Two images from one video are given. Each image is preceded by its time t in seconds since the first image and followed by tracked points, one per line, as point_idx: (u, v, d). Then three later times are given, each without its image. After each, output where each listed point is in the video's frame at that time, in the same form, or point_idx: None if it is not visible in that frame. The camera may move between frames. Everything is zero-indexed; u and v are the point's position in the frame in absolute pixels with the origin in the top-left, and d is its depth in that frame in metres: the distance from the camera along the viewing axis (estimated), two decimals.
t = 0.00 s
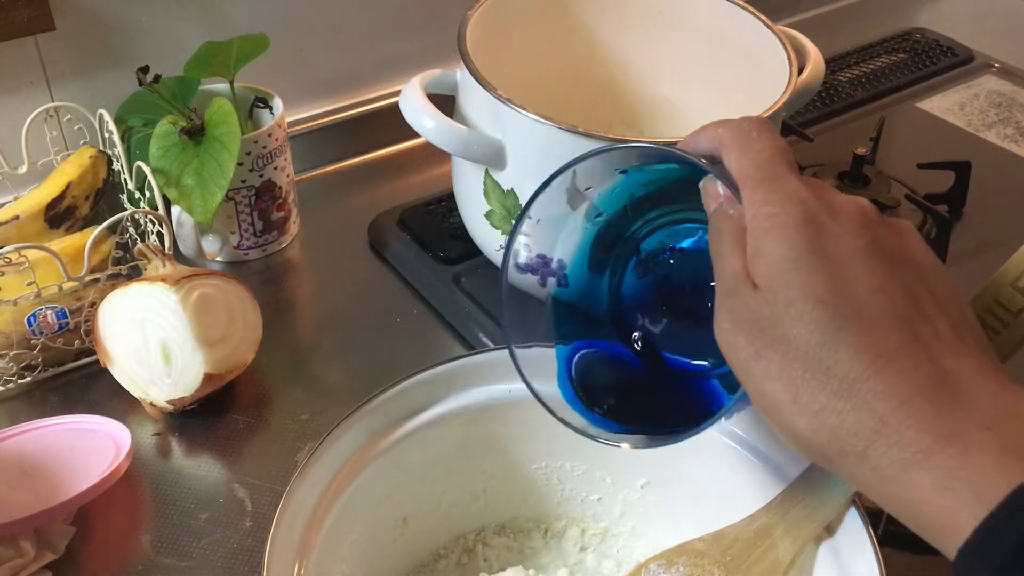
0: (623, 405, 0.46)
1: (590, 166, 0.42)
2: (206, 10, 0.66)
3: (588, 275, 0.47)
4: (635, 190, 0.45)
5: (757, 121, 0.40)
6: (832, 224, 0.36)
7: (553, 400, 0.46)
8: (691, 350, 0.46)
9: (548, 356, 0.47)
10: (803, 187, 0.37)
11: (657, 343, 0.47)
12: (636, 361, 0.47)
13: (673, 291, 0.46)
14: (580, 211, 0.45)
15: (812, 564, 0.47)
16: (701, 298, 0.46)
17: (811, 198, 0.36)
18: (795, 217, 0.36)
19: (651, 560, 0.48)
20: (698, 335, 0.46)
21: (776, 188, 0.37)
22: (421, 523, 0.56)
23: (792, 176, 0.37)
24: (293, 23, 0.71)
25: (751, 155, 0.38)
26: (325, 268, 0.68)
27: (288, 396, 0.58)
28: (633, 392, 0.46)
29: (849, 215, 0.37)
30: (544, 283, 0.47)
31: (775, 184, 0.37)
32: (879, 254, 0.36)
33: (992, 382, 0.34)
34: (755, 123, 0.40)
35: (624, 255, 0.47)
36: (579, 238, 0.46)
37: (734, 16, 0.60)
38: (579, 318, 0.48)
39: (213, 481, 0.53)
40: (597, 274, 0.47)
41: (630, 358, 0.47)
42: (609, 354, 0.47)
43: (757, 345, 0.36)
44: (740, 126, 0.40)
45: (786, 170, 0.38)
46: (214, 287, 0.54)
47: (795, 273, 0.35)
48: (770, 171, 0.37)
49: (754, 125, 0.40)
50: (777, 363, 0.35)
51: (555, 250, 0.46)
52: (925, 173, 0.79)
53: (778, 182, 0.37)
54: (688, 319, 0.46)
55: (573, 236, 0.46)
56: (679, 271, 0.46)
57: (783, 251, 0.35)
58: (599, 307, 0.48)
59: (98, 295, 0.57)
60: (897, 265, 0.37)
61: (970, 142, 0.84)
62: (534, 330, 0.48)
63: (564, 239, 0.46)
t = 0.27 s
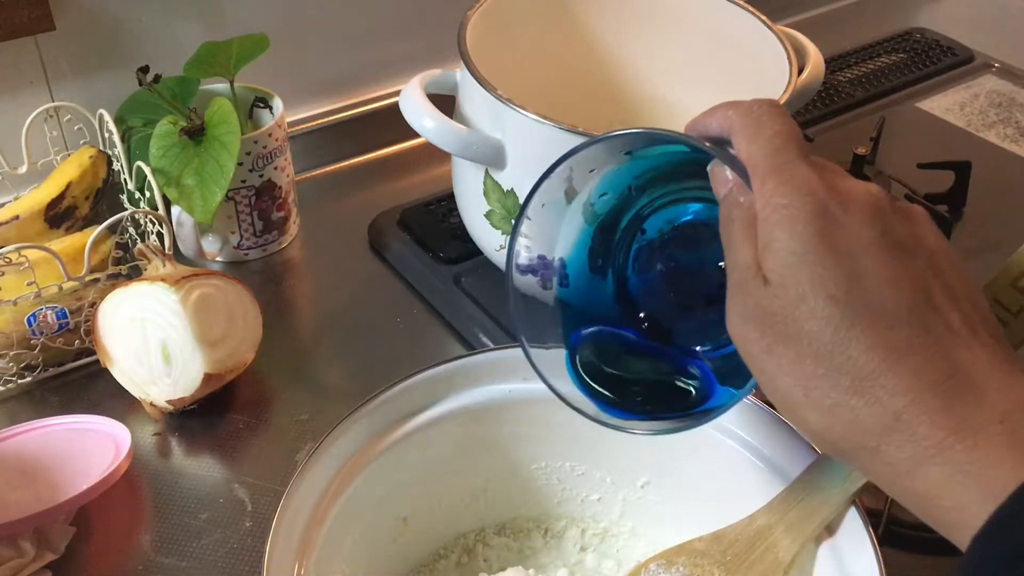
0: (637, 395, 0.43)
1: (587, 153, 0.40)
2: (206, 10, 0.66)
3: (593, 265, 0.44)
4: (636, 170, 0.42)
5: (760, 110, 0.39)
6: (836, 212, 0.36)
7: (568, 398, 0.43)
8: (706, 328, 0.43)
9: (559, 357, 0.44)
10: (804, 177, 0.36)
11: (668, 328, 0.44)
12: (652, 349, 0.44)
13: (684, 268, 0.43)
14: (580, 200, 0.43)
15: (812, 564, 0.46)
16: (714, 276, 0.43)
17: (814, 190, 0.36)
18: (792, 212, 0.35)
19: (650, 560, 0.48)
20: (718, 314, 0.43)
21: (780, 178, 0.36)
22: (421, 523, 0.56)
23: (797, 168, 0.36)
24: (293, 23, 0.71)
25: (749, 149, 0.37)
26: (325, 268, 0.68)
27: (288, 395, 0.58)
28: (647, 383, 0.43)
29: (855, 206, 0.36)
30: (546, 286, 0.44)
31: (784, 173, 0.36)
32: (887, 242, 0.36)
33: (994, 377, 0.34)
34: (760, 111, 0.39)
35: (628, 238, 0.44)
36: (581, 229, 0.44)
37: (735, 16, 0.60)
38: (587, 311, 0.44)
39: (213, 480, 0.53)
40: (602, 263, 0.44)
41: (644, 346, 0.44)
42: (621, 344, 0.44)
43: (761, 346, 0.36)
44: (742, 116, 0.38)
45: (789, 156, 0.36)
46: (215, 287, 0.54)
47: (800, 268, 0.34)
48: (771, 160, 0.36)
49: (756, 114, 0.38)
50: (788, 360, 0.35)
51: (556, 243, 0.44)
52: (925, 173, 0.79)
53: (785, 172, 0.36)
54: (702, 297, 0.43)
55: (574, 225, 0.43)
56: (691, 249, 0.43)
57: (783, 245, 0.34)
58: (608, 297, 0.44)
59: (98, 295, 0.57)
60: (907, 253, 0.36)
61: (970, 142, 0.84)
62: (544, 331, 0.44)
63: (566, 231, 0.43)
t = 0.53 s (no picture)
0: (649, 380, 0.42)
1: (589, 137, 0.40)
2: (206, 10, 0.66)
3: (595, 252, 0.44)
4: (636, 153, 0.42)
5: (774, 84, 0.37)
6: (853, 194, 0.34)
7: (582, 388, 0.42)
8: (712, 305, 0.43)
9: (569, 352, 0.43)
10: (821, 159, 0.35)
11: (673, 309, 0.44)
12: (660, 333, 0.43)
13: (687, 247, 0.43)
14: (581, 187, 0.43)
15: (812, 563, 0.47)
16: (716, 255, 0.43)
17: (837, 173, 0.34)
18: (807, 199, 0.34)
19: (650, 561, 0.49)
20: (722, 293, 0.43)
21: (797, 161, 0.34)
22: (421, 523, 0.56)
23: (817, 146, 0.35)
24: (293, 23, 0.71)
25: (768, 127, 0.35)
26: (325, 268, 0.68)
27: (288, 395, 0.58)
28: (658, 366, 0.42)
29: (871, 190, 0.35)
30: (549, 286, 0.44)
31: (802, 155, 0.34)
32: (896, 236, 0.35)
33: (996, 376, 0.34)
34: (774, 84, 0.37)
35: (630, 220, 0.44)
36: (583, 217, 0.43)
37: (735, 16, 0.60)
38: (592, 300, 0.44)
39: (213, 481, 0.53)
40: (603, 249, 0.44)
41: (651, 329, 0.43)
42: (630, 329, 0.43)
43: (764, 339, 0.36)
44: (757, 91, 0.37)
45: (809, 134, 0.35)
46: (215, 287, 0.54)
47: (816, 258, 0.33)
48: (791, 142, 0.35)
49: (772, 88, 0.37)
50: (804, 347, 0.35)
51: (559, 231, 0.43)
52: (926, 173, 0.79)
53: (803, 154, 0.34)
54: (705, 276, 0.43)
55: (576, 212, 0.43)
56: (694, 228, 0.43)
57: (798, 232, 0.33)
58: (613, 283, 0.44)
59: (98, 295, 0.57)
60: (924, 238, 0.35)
61: (970, 142, 0.84)
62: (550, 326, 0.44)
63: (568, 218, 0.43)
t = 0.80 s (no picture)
0: (638, 377, 0.42)
1: (574, 136, 0.40)
2: (206, 9, 0.66)
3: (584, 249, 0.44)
4: (621, 149, 0.42)
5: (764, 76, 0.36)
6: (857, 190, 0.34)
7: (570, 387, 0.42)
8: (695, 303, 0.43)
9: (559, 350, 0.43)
10: (820, 155, 0.34)
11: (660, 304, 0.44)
12: (647, 329, 0.44)
13: (673, 244, 0.44)
14: (567, 186, 0.43)
15: (812, 564, 0.47)
16: (703, 250, 0.44)
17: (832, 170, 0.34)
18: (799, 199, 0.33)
19: (649, 561, 0.49)
20: (707, 288, 0.43)
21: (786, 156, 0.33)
22: (420, 523, 0.56)
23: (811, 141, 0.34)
24: (293, 22, 0.71)
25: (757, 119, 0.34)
26: (325, 268, 0.68)
27: (288, 395, 0.58)
28: (646, 362, 0.43)
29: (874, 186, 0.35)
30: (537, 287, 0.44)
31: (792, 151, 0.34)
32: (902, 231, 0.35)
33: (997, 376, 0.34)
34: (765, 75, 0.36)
35: (617, 217, 0.45)
36: (569, 216, 0.44)
37: (735, 16, 0.60)
38: (582, 299, 0.45)
39: (213, 481, 0.53)
40: (592, 246, 0.45)
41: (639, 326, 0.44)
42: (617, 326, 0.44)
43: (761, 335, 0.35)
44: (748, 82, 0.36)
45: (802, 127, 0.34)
46: (215, 287, 0.54)
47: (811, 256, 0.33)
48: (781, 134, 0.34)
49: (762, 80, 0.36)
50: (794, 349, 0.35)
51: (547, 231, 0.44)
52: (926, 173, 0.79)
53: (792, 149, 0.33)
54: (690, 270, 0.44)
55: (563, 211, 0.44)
56: (679, 224, 0.44)
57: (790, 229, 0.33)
58: (601, 281, 0.45)
59: (98, 295, 0.57)
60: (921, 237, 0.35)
61: (971, 142, 0.84)
62: (540, 326, 0.44)
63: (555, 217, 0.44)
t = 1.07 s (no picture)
0: (613, 384, 0.45)
1: (533, 155, 0.40)
2: (206, 9, 0.66)
3: (552, 254, 0.45)
4: (584, 159, 0.42)
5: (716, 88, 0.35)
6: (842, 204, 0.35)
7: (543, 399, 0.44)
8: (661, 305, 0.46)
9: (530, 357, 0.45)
10: (780, 170, 0.34)
11: (626, 306, 0.46)
12: (615, 333, 0.45)
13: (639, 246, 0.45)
14: (530, 195, 0.43)
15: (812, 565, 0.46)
16: (668, 252, 0.45)
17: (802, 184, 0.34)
18: (784, 207, 0.33)
19: (649, 561, 0.49)
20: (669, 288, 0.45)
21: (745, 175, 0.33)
22: (421, 522, 0.55)
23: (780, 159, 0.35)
24: (293, 22, 0.71)
25: (713, 138, 0.34)
26: (325, 268, 0.68)
27: (288, 395, 0.58)
28: (614, 368, 0.45)
29: (856, 204, 0.35)
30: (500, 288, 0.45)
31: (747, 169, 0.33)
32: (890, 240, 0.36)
33: (994, 377, 0.34)
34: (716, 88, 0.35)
35: (581, 219, 0.46)
36: (534, 222, 0.44)
37: (735, 16, 0.60)
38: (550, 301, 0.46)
39: (213, 481, 0.53)
40: (559, 250, 0.45)
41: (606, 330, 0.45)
42: (586, 332, 0.45)
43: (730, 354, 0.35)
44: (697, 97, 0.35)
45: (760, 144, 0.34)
46: (215, 287, 0.54)
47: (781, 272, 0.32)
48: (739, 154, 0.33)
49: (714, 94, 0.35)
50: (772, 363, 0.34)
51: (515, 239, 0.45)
52: (926, 173, 0.79)
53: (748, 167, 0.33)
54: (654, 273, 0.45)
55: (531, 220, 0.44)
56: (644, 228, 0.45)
57: (749, 257, 0.32)
58: (568, 284, 0.46)
59: (98, 295, 0.57)
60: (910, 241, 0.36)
61: (971, 142, 0.84)
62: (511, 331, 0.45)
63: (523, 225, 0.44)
